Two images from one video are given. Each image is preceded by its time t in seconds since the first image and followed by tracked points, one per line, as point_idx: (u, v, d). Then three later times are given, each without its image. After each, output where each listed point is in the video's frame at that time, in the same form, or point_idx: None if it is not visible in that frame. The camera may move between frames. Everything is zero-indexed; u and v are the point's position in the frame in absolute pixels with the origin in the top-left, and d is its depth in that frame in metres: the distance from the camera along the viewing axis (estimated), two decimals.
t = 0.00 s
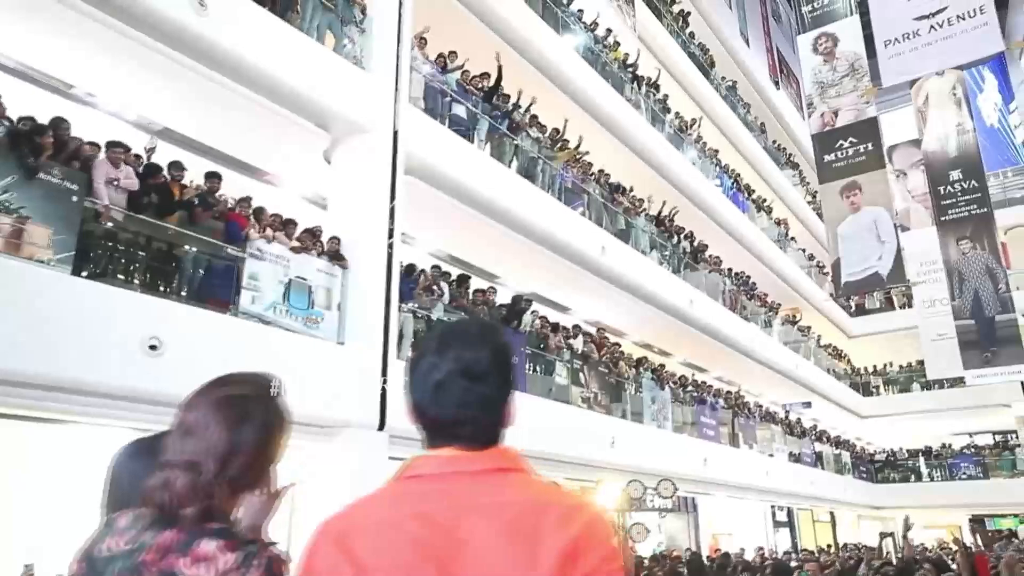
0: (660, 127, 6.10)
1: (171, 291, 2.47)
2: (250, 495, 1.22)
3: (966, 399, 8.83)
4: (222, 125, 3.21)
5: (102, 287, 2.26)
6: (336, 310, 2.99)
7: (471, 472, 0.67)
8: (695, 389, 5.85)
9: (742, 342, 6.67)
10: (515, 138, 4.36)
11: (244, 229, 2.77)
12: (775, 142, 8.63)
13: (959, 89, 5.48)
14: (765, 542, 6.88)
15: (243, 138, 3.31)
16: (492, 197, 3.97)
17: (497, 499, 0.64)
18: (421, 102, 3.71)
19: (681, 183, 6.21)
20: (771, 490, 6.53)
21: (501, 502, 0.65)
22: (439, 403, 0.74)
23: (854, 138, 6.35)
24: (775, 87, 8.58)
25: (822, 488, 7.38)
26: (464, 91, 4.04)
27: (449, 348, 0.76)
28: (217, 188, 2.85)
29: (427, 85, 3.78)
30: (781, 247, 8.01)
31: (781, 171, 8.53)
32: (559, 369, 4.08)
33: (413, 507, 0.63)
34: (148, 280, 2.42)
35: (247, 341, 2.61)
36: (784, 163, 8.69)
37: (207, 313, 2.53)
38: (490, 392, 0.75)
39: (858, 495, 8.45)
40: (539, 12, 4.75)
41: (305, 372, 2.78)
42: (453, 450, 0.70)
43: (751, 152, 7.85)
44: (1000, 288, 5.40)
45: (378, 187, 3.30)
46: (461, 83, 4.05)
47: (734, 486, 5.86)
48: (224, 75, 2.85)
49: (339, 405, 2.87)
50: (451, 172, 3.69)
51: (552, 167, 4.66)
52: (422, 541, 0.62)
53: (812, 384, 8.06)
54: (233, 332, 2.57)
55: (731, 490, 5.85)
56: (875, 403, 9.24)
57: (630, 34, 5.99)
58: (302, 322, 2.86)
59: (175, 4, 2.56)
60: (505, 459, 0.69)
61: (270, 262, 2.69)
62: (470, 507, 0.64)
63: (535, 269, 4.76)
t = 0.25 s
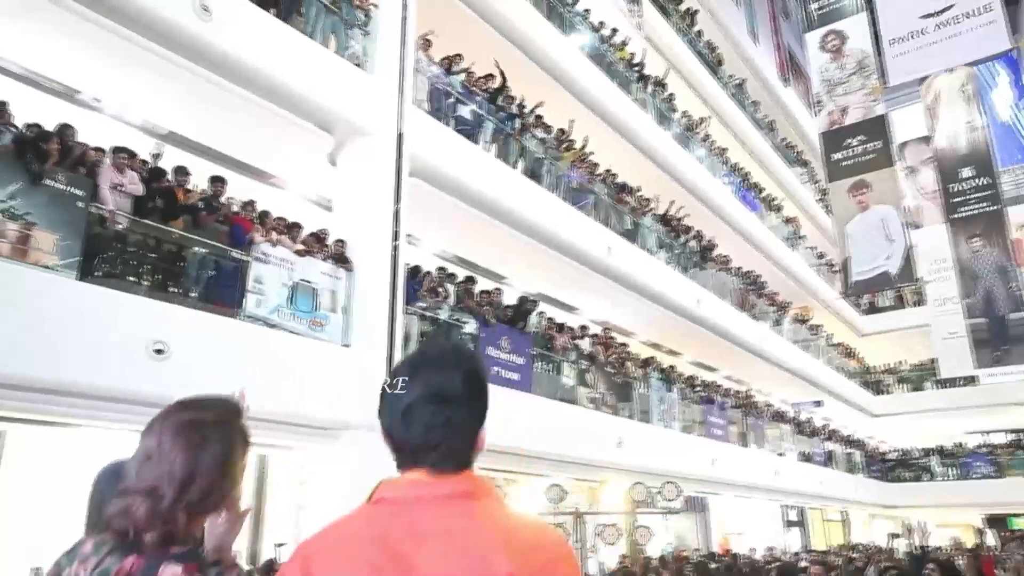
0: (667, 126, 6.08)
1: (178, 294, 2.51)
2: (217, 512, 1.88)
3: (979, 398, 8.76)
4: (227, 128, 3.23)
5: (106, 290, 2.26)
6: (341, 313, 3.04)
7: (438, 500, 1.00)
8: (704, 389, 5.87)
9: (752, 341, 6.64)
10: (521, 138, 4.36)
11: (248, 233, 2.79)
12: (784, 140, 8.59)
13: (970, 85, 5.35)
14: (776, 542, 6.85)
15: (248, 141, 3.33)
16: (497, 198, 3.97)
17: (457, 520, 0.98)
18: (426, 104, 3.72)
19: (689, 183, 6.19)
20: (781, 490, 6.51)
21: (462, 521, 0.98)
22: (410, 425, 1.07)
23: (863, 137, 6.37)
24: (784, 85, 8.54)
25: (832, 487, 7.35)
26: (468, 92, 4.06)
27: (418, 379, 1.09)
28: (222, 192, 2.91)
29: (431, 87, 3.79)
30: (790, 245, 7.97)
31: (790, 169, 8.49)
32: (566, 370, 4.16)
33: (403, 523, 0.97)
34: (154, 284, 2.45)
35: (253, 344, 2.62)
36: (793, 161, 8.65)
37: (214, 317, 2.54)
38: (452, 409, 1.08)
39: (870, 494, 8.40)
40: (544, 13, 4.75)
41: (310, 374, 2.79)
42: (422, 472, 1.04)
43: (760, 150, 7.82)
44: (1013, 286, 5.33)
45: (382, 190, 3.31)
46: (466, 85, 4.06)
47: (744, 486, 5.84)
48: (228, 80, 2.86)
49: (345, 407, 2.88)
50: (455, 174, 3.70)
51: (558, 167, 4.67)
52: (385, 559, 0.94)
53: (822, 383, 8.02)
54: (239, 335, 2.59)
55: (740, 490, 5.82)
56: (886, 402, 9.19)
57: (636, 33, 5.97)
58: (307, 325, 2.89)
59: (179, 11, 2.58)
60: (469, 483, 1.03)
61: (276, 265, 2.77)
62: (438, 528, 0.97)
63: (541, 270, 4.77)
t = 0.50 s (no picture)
0: (688, 123, 6.04)
1: (208, 300, 2.56)
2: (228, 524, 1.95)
3: (1013, 395, 8.58)
4: (248, 135, 3.27)
5: (131, 298, 2.30)
6: (364, 317, 3.08)
7: (447, 511, 1.24)
8: (729, 387, 5.87)
9: (777, 339, 6.58)
10: (540, 139, 4.37)
11: (271, 239, 2.82)
12: (807, 134, 8.48)
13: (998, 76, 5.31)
14: (805, 541, 6.80)
15: (271, 147, 3.38)
16: (517, 199, 3.98)
17: (463, 529, 1.23)
18: (445, 107, 3.74)
19: (710, 179, 6.15)
20: (808, 489, 6.45)
21: (468, 532, 1.22)
22: (419, 439, 1.33)
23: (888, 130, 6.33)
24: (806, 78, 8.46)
25: (861, 486, 7.25)
26: (486, 94, 4.07)
27: (426, 398, 1.35)
28: (245, 200, 2.96)
29: (450, 89, 3.80)
30: (815, 241, 7.87)
31: (814, 164, 8.39)
32: (589, 370, 4.18)
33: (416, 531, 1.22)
34: (181, 291, 2.50)
35: (277, 348, 2.66)
36: (818, 155, 8.55)
37: (238, 322, 2.59)
38: (458, 425, 1.33)
39: (901, 493, 8.26)
40: (562, 13, 4.75)
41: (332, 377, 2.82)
42: (433, 485, 1.29)
43: (783, 145, 7.74)
44: None
45: (402, 193, 3.34)
46: (484, 87, 4.07)
47: (769, 485, 5.80)
48: (251, 88, 2.91)
49: (368, 411, 2.92)
50: (475, 176, 3.70)
51: (578, 167, 4.66)
52: (404, 558, 1.18)
53: (850, 380, 7.92)
54: (264, 340, 2.62)
55: (766, 489, 5.78)
56: (916, 399, 9.06)
57: (656, 30, 5.94)
58: (330, 328, 2.93)
59: (202, 21, 2.63)
60: (476, 497, 1.28)
61: (299, 271, 2.82)
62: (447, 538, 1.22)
63: (563, 270, 4.77)
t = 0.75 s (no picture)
0: (726, 121, 5.99)
1: (257, 308, 2.66)
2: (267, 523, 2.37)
3: None
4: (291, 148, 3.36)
5: (181, 308, 2.40)
6: (405, 322, 3.16)
7: (494, 505, 1.97)
8: (773, 387, 5.86)
9: (822, 338, 6.47)
10: (576, 142, 4.39)
11: (314, 247, 2.90)
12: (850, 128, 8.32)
13: None
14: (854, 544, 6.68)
15: (312, 159, 3.47)
16: (553, 203, 4.01)
17: (511, 518, 1.95)
18: (481, 114, 3.79)
19: (749, 176, 6.08)
20: (857, 490, 6.33)
21: (513, 519, 1.95)
22: (477, 447, 2.10)
23: (934, 122, 6.29)
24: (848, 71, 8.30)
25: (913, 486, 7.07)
26: (521, 100, 4.12)
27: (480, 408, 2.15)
28: (289, 210, 3.06)
29: (485, 97, 3.85)
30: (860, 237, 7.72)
31: (857, 158, 8.22)
32: (629, 372, 4.20)
33: (477, 518, 1.94)
34: (231, 300, 2.60)
35: (322, 355, 2.73)
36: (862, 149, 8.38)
37: (285, 331, 2.66)
38: (504, 429, 2.11)
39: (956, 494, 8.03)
40: (595, 15, 4.76)
41: (374, 382, 2.89)
42: (487, 483, 2.04)
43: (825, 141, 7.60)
44: None
45: (440, 200, 3.40)
46: (519, 93, 4.12)
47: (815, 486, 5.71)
48: (292, 102, 3.00)
49: (410, 415, 2.98)
50: (511, 181, 3.75)
51: (614, 170, 4.67)
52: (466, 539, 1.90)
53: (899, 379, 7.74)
54: (309, 347, 2.70)
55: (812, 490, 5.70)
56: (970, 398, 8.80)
57: (691, 28, 5.91)
58: (373, 334, 3.01)
59: (245, 40, 2.73)
60: (519, 493, 2.03)
61: (342, 279, 2.93)
62: (497, 526, 1.93)
63: (601, 271, 4.78)
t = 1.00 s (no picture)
0: (754, 117, 5.95)
1: (291, 311, 2.73)
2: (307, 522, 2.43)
3: None
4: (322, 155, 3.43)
5: (221, 312, 2.48)
6: (434, 324, 3.21)
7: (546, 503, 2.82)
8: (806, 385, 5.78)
9: (856, 334, 6.39)
10: (603, 142, 4.40)
11: (346, 252, 2.97)
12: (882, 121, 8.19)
13: None
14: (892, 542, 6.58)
15: (342, 165, 3.54)
16: (580, 204, 4.03)
17: (560, 515, 2.82)
18: (507, 117, 3.82)
19: (779, 172, 6.03)
20: (894, 489, 6.24)
21: (560, 514, 2.81)
22: (533, 451, 2.91)
23: (968, 114, 6.27)
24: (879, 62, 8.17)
25: (953, 484, 6.95)
26: (548, 101, 4.14)
27: (537, 415, 2.99)
28: (319, 217, 3.14)
29: (511, 99, 3.89)
30: (894, 231, 7.59)
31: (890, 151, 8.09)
32: (658, 371, 4.20)
33: (533, 516, 2.79)
34: (266, 304, 2.67)
35: (354, 357, 2.80)
36: (895, 142, 8.25)
37: (318, 334, 2.74)
38: (558, 432, 2.98)
39: (1000, 492, 7.86)
40: (621, 15, 4.77)
41: (406, 383, 2.94)
42: (539, 483, 2.86)
43: (857, 134, 7.49)
44: None
45: (468, 204, 3.45)
46: (545, 94, 4.14)
47: (850, 485, 5.65)
48: (323, 110, 3.07)
49: (441, 416, 3.03)
50: (538, 183, 3.78)
51: (642, 169, 4.67)
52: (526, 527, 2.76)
53: (936, 376, 7.61)
54: (341, 350, 2.76)
55: (847, 489, 5.64)
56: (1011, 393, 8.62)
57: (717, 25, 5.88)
58: (403, 335, 3.06)
59: (277, 51, 2.80)
60: (564, 493, 2.87)
61: (372, 282, 3.00)
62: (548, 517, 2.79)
63: (629, 271, 4.79)
